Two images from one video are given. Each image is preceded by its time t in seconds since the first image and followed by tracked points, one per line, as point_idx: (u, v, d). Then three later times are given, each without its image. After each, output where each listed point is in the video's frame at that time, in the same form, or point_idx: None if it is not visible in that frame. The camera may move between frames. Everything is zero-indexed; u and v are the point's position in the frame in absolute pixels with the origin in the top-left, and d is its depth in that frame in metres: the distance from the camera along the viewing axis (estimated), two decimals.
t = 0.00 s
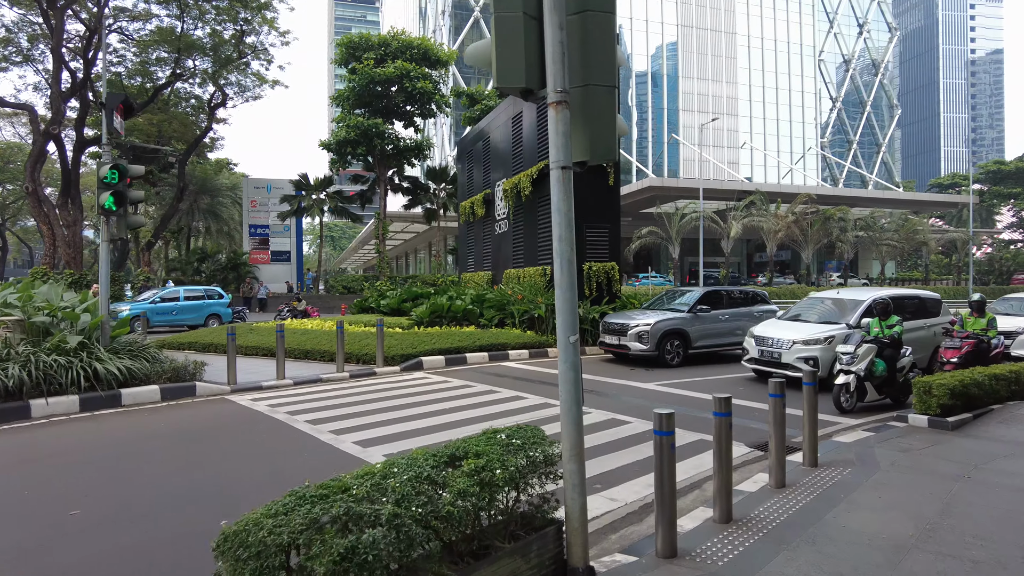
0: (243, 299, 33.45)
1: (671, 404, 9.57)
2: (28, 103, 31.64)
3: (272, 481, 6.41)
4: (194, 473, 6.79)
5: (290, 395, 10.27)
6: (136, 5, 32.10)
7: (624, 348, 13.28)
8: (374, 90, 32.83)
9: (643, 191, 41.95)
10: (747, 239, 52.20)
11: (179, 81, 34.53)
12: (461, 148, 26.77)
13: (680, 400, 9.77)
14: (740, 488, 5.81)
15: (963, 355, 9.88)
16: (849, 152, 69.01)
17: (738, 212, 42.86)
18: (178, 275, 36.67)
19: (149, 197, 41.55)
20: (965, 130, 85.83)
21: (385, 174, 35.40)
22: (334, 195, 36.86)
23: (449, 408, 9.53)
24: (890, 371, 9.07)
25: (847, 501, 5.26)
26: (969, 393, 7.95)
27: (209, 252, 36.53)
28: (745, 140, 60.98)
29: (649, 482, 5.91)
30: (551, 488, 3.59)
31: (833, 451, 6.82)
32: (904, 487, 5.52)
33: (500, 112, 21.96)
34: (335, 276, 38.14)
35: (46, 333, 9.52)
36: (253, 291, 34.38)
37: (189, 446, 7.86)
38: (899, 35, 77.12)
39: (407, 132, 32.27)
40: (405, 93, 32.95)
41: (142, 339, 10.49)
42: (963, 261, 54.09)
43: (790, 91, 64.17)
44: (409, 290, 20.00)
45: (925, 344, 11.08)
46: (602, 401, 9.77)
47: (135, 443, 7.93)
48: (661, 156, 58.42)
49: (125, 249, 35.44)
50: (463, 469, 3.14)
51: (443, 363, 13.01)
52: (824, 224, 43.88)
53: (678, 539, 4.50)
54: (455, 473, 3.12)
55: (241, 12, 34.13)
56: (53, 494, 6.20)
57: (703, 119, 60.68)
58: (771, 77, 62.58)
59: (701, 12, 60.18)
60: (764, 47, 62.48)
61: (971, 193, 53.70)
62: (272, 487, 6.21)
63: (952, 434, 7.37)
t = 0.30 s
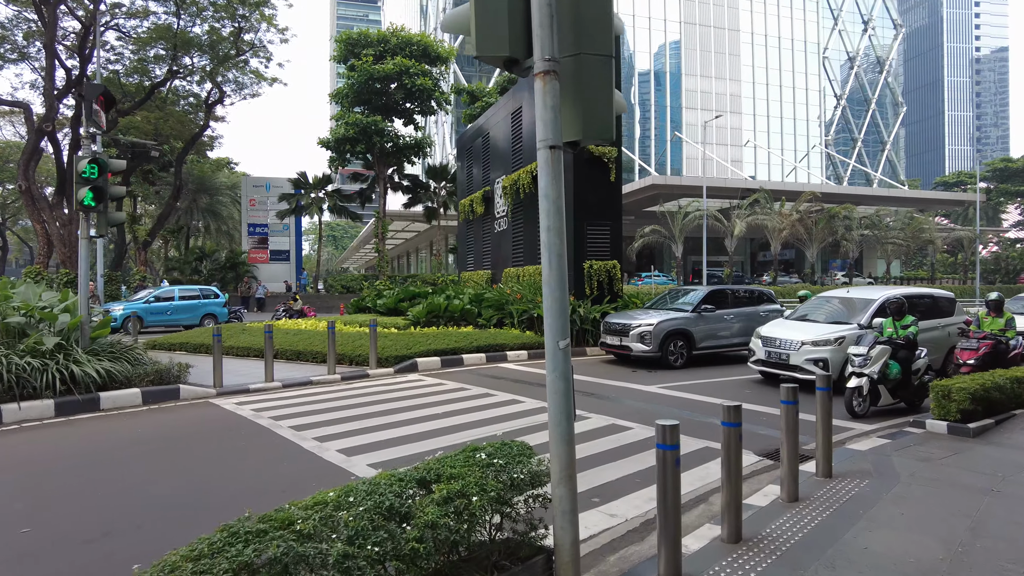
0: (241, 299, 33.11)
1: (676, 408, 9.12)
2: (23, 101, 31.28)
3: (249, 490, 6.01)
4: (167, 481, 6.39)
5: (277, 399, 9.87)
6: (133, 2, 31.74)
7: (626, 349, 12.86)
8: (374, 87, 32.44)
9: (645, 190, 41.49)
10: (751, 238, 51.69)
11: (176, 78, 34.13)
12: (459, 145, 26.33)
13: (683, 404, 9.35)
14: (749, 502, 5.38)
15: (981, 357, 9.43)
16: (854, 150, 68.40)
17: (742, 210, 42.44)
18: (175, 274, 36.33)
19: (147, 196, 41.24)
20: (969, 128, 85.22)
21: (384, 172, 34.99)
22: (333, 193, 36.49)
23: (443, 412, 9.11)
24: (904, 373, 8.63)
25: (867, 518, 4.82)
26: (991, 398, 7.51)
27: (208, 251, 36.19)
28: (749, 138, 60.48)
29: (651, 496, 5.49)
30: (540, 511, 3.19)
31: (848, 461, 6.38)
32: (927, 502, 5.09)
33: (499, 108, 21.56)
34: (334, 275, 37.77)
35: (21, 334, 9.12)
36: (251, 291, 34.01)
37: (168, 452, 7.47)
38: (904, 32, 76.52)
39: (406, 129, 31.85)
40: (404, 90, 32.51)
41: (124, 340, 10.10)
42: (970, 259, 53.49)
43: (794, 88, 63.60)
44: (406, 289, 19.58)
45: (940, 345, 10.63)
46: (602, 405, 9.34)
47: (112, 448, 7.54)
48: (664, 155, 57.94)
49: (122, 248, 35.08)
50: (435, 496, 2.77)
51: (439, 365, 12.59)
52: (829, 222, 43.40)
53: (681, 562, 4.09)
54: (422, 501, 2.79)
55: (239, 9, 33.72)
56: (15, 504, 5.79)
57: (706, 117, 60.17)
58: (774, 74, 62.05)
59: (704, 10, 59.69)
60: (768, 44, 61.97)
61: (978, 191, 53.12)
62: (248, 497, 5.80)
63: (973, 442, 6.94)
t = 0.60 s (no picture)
0: (237, 300, 32.81)
1: (677, 415, 8.74)
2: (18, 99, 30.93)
3: (224, 504, 5.63)
4: (138, 493, 6.02)
5: (262, 404, 9.47)
6: None
7: (626, 352, 12.46)
8: (372, 85, 32.09)
9: (646, 189, 41.11)
10: (753, 239, 51.25)
11: (171, 75, 33.79)
12: (457, 143, 25.94)
13: (685, 411, 8.95)
14: (756, 521, 4.99)
15: (996, 361, 9.01)
16: (857, 150, 67.97)
17: (744, 210, 42.12)
18: (171, 274, 35.98)
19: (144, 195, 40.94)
20: (972, 129, 84.78)
21: (383, 171, 34.63)
22: (331, 193, 36.15)
23: (434, 418, 8.72)
24: (917, 379, 8.22)
25: (886, 541, 4.42)
26: (1010, 405, 7.11)
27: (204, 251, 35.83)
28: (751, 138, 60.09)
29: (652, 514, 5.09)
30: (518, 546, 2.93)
31: (861, 473, 5.99)
32: (952, 523, 4.68)
33: (498, 106, 21.19)
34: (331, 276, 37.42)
35: None
36: (247, 291, 33.65)
37: (145, 460, 7.11)
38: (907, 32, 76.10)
39: (405, 128, 31.48)
40: (402, 88, 32.15)
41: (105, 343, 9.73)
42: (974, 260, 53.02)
43: (796, 87, 63.18)
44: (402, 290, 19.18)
45: (951, 349, 10.22)
46: (601, 412, 8.94)
47: (85, 457, 7.16)
48: (665, 154, 57.50)
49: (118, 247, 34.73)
50: (395, 536, 2.58)
51: (433, 368, 12.21)
52: (832, 222, 43.07)
53: None
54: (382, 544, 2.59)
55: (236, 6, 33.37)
56: None
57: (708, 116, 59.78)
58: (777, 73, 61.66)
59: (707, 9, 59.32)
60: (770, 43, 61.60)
61: (982, 191, 52.68)
62: (221, 513, 5.41)
63: (993, 453, 6.53)
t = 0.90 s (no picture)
0: (234, 300, 32.55)
1: (674, 418, 8.37)
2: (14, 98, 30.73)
3: (188, 513, 5.28)
4: (101, 500, 5.66)
5: (242, 407, 9.11)
6: None
7: (624, 352, 12.10)
8: (370, 83, 31.80)
9: (647, 189, 40.72)
10: (756, 239, 50.80)
11: (166, 74, 33.53)
12: (455, 141, 25.57)
13: (682, 414, 8.58)
14: (756, 535, 4.61)
15: (1009, 363, 8.62)
16: (861, 149, 67.47)
17: (746, 209, 41.73)
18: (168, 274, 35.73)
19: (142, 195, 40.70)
20: (975, 129, 84.25)
21: (381, 171, 34.35)
22: (329, 192, 35.87)
23: (421, 421, 8.36)
24: (926, 381, 7.83)
25: (898, 560, 4.03)
26: None
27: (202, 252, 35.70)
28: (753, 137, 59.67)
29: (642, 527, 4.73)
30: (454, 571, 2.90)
31: (868, 482, 5.61)
32: (968, 540, 4.30)
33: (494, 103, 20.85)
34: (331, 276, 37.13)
35: None
36: (245, 292, 33.42)
37: (115, 465, 6.77)
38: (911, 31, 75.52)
39: (403, 127, 31.13)
40: (400, 86, 31.81)
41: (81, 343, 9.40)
42: (980, 260, 52.47)
43: (799, 87, 62.72)
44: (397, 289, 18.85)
45: (961, 349, 9.83)
46: (595, 415, 8.57)
47: (52, 462, 6.81)
48: (668, 154, 57.09)
49: (115, 248, 34.51)
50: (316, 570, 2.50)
51: (425, 369, 11.87)
52: (836, 222, 42.66)
53: None
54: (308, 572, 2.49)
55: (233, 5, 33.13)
56: None
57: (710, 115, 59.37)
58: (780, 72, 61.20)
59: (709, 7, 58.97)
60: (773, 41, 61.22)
61: (987, 191, 52.15)
62: (183, 523, 5.06)
63: (1009, 460, 6.14)
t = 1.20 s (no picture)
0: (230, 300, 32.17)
1: (672, 424, 7.94)
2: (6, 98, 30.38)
3: (152, 525, 4.94)
4: (55, 511, 5.28)
5: (220, 412, 8.70)
6: None
7: (621, 354, 11.67)
8: (367, 81, 31.37)
9: (649, 187, 40.22)
10: (759, 237, 50.26)
11: (162, 72, 33.15)
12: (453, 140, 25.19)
13: (679, 419, 8.17)
14: (757, 557, 4.19)
15: None
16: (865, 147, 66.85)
17: (750, 207, 41.23)
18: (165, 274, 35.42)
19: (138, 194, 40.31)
20: (980, 127, 83.54)
21: (379, 169, 33.96)
22: (326, 191, 35.45)
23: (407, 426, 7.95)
24: (940, 384, 7.38)
25: None
26: None
27: (199, 251, 35.38)
28: (756, 135, 59.16)
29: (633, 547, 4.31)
30: None
31: (880, 496, 5.16)
32: (994, 563, 3.88)
33: (492, 99, 20.43)
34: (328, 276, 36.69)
35: None
36: (241, 292, 33.01)
37: (80, 472, 6.39)
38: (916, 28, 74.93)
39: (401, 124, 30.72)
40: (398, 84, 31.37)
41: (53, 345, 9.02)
42: (986, 258, 51.83)
43: (803, 84, 62.17)
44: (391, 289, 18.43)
45: (973, 350, 9.38)
46: (589, 421, 8.15)
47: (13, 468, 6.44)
48: (670, 152, 56.58)
49: (111, 248, 34.15)
50: None
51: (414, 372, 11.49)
52: (840, 220, 42.13)
53: None
54: None
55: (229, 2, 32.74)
56: None
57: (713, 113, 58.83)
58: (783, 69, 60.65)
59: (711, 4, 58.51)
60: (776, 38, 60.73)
61: (994, 188, 51.52)
62: (144, 535, 4.72)
63: None
